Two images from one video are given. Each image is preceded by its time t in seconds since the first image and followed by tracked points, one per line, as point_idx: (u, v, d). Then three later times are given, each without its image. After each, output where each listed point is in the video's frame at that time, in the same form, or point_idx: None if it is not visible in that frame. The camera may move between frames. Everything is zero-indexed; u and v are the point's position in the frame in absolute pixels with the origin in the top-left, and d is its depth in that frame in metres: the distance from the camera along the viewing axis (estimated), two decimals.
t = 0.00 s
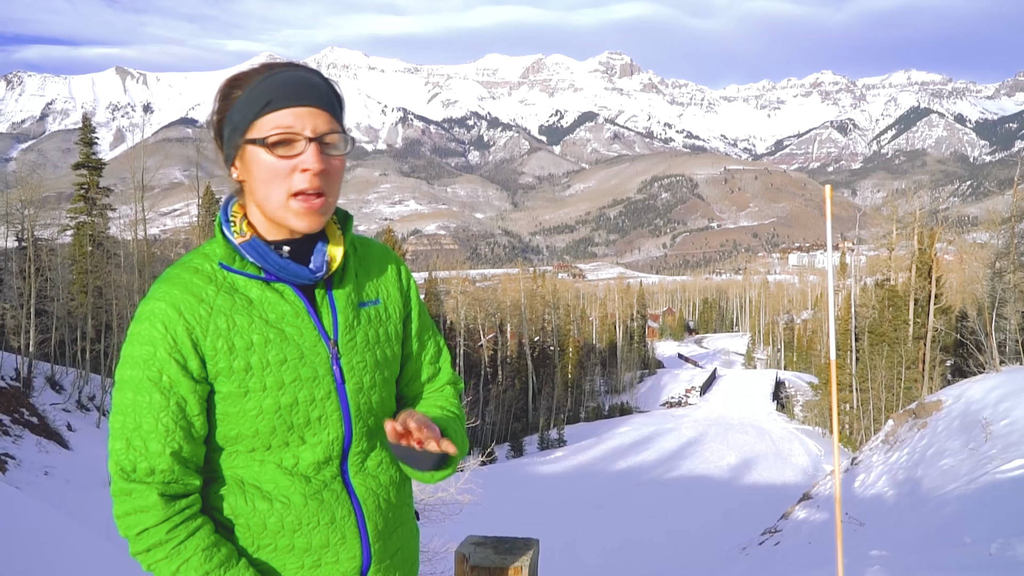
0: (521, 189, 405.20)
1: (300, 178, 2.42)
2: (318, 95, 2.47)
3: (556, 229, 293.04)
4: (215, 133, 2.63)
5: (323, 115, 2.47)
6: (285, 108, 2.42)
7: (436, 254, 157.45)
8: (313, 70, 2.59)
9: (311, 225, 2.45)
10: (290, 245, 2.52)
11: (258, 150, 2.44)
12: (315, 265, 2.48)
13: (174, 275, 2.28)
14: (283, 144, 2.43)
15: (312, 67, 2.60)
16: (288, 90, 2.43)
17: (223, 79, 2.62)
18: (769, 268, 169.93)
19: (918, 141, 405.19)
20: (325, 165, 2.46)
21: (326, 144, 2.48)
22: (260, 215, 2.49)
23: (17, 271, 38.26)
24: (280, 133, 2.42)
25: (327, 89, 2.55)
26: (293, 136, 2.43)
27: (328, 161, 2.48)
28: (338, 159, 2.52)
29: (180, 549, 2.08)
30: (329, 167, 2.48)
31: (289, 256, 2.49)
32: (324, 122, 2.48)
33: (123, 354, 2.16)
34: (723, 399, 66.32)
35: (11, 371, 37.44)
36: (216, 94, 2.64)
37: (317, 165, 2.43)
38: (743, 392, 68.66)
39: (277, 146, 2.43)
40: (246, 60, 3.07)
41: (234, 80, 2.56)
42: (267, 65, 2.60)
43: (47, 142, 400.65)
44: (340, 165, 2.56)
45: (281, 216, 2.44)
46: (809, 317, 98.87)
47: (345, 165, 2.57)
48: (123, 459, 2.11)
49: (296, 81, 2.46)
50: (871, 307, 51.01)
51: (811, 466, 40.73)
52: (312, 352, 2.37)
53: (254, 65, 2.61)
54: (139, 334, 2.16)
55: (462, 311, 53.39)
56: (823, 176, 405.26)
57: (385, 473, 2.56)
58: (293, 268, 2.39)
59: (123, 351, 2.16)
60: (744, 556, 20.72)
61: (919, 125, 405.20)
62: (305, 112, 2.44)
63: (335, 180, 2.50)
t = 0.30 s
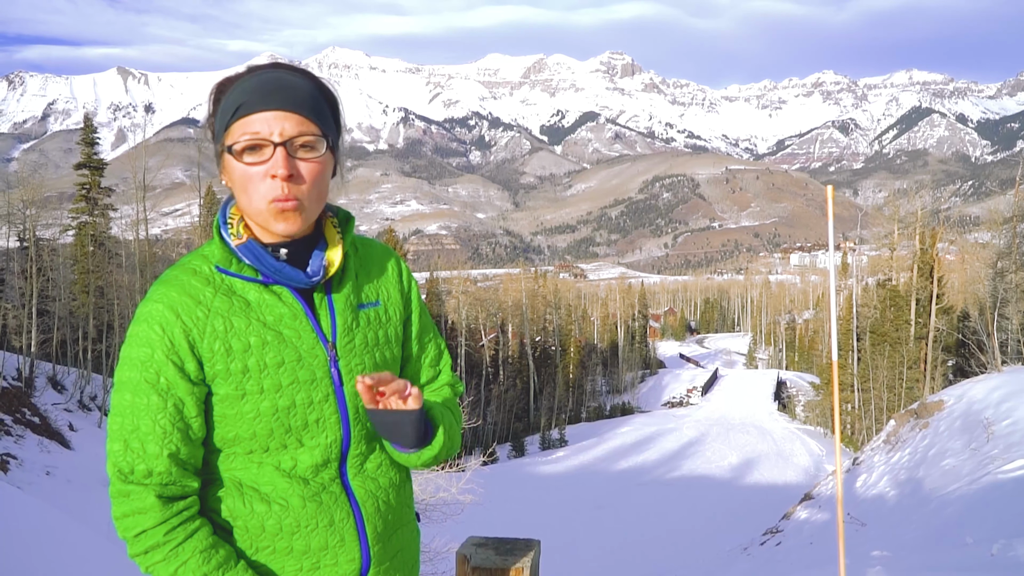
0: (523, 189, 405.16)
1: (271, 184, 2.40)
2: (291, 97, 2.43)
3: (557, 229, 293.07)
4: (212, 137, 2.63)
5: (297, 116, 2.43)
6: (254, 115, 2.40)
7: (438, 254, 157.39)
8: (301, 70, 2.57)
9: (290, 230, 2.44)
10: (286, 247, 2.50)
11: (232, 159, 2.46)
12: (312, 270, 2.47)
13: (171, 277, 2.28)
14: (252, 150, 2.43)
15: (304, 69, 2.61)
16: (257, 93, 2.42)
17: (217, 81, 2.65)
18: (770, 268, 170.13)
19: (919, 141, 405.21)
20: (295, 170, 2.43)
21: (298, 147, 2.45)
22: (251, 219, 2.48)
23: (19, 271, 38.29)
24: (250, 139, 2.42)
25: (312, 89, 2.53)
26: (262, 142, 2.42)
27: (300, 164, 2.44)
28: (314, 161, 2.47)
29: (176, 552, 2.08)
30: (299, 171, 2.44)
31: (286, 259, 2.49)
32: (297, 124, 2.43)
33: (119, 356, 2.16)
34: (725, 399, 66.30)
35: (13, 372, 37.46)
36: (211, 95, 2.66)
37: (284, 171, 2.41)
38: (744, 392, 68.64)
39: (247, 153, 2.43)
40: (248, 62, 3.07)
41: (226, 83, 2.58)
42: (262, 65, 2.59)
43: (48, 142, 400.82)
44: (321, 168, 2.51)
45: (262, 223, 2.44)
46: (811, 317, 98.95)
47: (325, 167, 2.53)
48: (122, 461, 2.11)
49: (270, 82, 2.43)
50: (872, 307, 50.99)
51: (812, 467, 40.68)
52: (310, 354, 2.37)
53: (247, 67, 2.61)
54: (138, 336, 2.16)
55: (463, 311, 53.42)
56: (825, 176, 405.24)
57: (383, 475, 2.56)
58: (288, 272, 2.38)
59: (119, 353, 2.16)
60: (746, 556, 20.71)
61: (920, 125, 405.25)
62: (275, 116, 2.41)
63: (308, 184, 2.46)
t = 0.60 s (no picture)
0: (524, 189, 405.16)
1: (267, 204, 2.40)
2: (288, 113, 2.41)
3: (558, 229, 293.12)
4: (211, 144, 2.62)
5: (294, 135, 2.41)
6: (250, 132, 2.39)
7: (439, 254, 157.31)
8: (301, 79, 2.55)
9: (288, 242, 2.43)
10: (288, 254, 2.50)
11: (229, 178, 2.45)
12: (312, 276, 2.46)
13: (173, 279, 2.27)
14: (248, 169, 2.42)
15: (303, 76, 2.61)
16: (253, 110, 2.40)
17: (214, 88, 2.63)
18: (772, 268, 170.32)
19: (920, 141, 405.22)
20: (292, 190, 2.42)
21: (296, 165, 2.44)
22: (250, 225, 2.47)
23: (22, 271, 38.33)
24: (246, 158, 2.40)
25: (312, 101, 2.52)
26: (259, 162, 2.40)
27: (297, 183, 2.43)
28: (313, 178, 2.47)
29: (178, 554, 2.08)
30: (296, 191, 2.43)
31: (287, 265, 2.48)
32: (294, 143, 2.42)
33: (121, 360, 2.15)
34: (726, 399, 66.29)
35: (14, 372, 37.47)
36: (210, 102, 2.66)
37: (281, 192, 2.40)
38: (745, 392, 68.65)
39: (243, 172, 2.42)
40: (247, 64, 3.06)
41: (225, 90, 2.57)
42: (262, 71, 2.58)
43: (50, 142, 401.12)
44: (319, 184, 2.51)
45: (261, 236, 2.43)
46: (811, 317, 99.04)
47: (324, 181, 2.52)
48: (123, 463, 2.10)
49: (266, 99, 2.41)
50: (873, 307, 51.01)
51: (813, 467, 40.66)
52: (312, 357, 2.37)
53: (247, 72, 2.59)
54: (139, 336, 2.16)
55: (463, 311, 53.44)
56: (826, 176, 405.22)
57: (382, 475, 2.57)
58: (289, 277, 2.39)
59: (121, 357, 2.16)
60: (747, 556, 20.70)
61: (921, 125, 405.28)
62: (271, 135, 2.40)
63: (307, 203, 2.46)
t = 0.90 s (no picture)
0: (525, 189, 405.23)
1: (263, 200, 2.40)
2: (283, 109, 2.41)
3: (559, 229, 293.16)
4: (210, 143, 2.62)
5: (288, 131, 2.41)
6: (246, 129, 2.40)
7: (440, 254, 157.28)
8: (294, 76, 2.55)
9: (285, 241, 2.42)
10: (289, 252, 2.50)
11: (225, 177, 2.45)
12: (314, 274, 2.46)
13: (176, 279, 2.27)
14: (243, 166, 2.42)
15: (301, 74, 2.60)
16: (247, 107, 2.40)
17: (214, 89, 2.65)
18: (773, 268, 170.45)
19: (922, 141, 405.25)
20: (287, 184, 2.42)
21: (290, 161, 2.44)
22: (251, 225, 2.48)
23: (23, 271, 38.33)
24: (241, 154, 2.41)
25: (308, 97, 2.51)
26: (253, 158, 2.41)
27: (292, 179, 2.44)
28: (308, 173, 2.47)
29: (183, 553, 2.09)
30: (292, 185, 2.43)
31: (289, 262, 2.47)
32: (288, 139, 2.43)
33: (124, 358, 2.15)
34: (728, 399, 66.35)
35: (15, 372, 37.49)
36: (209, 101, 2.66)
37: (274, 187, 2.41)
38: (746, 392, 68.66)
39: (239, 171, 2.42)
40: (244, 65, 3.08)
41: (223, 88, 2.57)
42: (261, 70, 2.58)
43: (51, 143, 400.62)
44: (315, 180, 2.51)
45: (260, 233, 2.42)
46: (813, 317, 99.14)
47: (320, 177, 2.51)
48: (127, 463, 2.10)
49: (260, 96, 2.42)
50: (874, 307, 50.96)
51: (814, 467, 40.65)
52: (315, 356, 2.37)
53: (244, 73, 2.59)
54: (143, 337, 2.16)
55: (465, 312, 53.44)
56: (827, 176, 405.24)
57: (385, 475, 2.57)
58: (292, 276, 2.38)
59: (125, 355, 2.15)
60: (747, 556, 20.69)
61: (923, 125, 405.26)
62: (265, 132, 2.40)
63: (302, 197, 2.45)
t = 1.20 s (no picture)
0: (526, 190, 405.23)
1: (267, 194, 2.41)
2: (286, 105, 2.42)
3: (561, 229, 293.23)
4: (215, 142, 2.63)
5: (292, 126, 2.43)
6: (251, 126, 2.40)
7: (441, 254, 157.26)
8: (298, 74, 2.56)
9: (291, 235, 2.44)
10: (293, 249, 2.50)
11: (231, 172, 2.46)
12: (319, 271, 2.47)
13: (182, 275, 2.28)
14: (248, 162, 2.43)
15: (306, 71, 2.61)
16: (251, 103, 2.41)
17: (218, 87, 2.65)
18: (774, 268, 170.53)
19: (923, 141, 405.21)
20: (292, 179, 2.43)
21: (294, 155, 2.44)
22: (255, 220, 2.49)
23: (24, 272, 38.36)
24: (246, 150, 2.41)
25: (310, 93, 2.52)
26: (257, 154, 2.41)
27: (296, 173, 2.44)
28: (312, 168, 2.47)
29: (185, 548, 2.09)
30: (296, 180, 2.43)
31: (294, 260, 2.48)
32: (292, 133, 2.43)
33: (128, 352, 2.15)
34: (729, 399, 66.44)
35: (17, 372, 37.50)
36: (213, 98, 2.67)
37: (280, 181, 2.41)
38: (747, 392, 68.67)
39: (244, 166, 2.42)
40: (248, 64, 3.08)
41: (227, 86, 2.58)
42: (263, 66, 2.57)
43: (53, 143, 400.83)
44: (319, 174, 2.51)
45: (265, 228, 2.43)
46: (814, 317, 99.23)
47: (324, 171, 2.52)
48: (130, 457, 2.10)
49: (263, 92, 2.42)
50: (876, 308, 50.96)
51: (815, 467, 40.66)
52: (318, 353, 2.38)
53: (248, 71, 2.59)
54: (147, 332, 2.16)
55: (466, 312, 53.46)
56: (829, 176, 405.21)
57: (386, 474, 2.58)
58: (296, 271, 2.38)
59: (129, 349, 2.16)
60: (748, 557, 20.70)
61: (924, 125, 405.21)
62: (269, 127, 2.40)
63: (307, 191, 2.46)
